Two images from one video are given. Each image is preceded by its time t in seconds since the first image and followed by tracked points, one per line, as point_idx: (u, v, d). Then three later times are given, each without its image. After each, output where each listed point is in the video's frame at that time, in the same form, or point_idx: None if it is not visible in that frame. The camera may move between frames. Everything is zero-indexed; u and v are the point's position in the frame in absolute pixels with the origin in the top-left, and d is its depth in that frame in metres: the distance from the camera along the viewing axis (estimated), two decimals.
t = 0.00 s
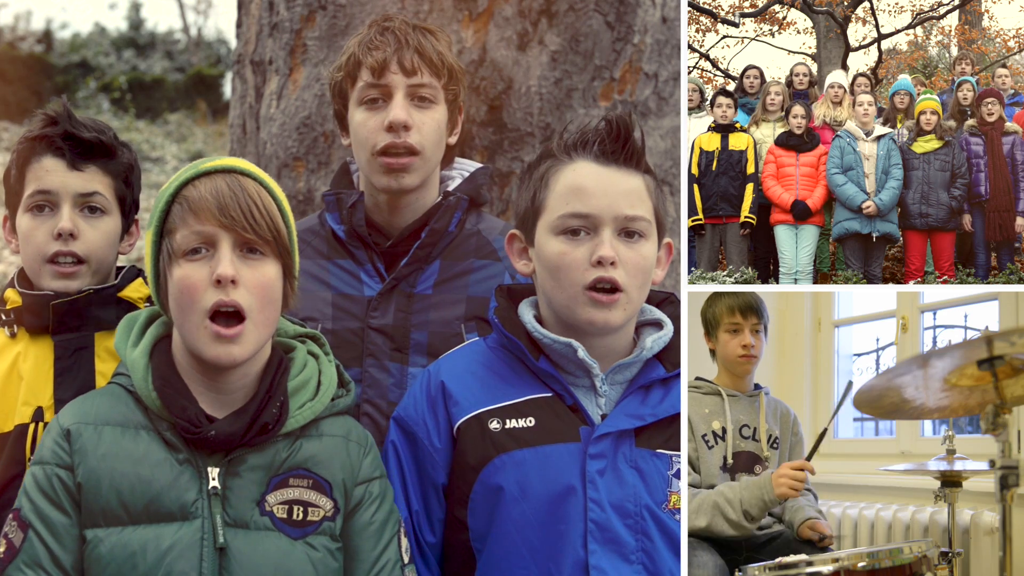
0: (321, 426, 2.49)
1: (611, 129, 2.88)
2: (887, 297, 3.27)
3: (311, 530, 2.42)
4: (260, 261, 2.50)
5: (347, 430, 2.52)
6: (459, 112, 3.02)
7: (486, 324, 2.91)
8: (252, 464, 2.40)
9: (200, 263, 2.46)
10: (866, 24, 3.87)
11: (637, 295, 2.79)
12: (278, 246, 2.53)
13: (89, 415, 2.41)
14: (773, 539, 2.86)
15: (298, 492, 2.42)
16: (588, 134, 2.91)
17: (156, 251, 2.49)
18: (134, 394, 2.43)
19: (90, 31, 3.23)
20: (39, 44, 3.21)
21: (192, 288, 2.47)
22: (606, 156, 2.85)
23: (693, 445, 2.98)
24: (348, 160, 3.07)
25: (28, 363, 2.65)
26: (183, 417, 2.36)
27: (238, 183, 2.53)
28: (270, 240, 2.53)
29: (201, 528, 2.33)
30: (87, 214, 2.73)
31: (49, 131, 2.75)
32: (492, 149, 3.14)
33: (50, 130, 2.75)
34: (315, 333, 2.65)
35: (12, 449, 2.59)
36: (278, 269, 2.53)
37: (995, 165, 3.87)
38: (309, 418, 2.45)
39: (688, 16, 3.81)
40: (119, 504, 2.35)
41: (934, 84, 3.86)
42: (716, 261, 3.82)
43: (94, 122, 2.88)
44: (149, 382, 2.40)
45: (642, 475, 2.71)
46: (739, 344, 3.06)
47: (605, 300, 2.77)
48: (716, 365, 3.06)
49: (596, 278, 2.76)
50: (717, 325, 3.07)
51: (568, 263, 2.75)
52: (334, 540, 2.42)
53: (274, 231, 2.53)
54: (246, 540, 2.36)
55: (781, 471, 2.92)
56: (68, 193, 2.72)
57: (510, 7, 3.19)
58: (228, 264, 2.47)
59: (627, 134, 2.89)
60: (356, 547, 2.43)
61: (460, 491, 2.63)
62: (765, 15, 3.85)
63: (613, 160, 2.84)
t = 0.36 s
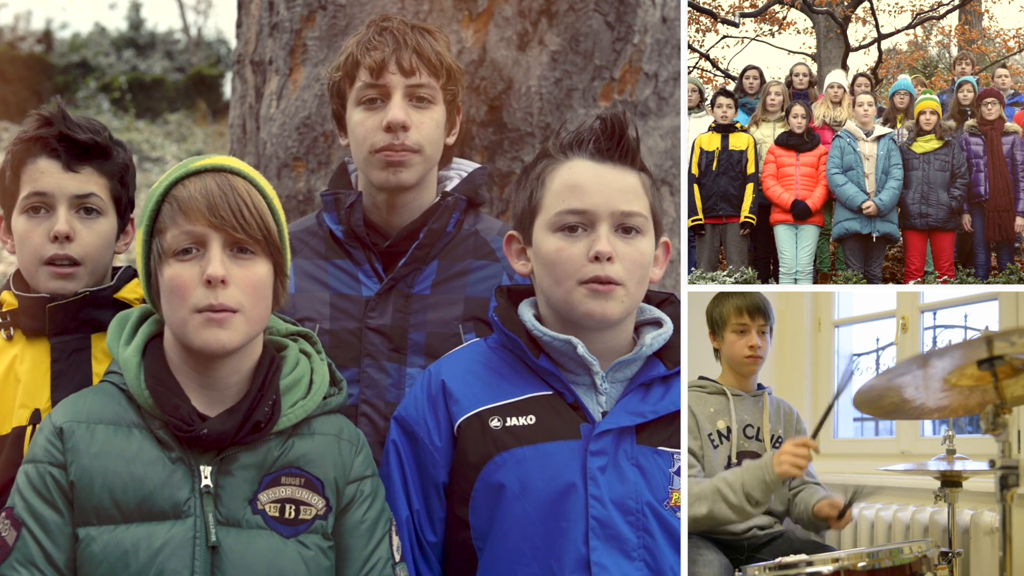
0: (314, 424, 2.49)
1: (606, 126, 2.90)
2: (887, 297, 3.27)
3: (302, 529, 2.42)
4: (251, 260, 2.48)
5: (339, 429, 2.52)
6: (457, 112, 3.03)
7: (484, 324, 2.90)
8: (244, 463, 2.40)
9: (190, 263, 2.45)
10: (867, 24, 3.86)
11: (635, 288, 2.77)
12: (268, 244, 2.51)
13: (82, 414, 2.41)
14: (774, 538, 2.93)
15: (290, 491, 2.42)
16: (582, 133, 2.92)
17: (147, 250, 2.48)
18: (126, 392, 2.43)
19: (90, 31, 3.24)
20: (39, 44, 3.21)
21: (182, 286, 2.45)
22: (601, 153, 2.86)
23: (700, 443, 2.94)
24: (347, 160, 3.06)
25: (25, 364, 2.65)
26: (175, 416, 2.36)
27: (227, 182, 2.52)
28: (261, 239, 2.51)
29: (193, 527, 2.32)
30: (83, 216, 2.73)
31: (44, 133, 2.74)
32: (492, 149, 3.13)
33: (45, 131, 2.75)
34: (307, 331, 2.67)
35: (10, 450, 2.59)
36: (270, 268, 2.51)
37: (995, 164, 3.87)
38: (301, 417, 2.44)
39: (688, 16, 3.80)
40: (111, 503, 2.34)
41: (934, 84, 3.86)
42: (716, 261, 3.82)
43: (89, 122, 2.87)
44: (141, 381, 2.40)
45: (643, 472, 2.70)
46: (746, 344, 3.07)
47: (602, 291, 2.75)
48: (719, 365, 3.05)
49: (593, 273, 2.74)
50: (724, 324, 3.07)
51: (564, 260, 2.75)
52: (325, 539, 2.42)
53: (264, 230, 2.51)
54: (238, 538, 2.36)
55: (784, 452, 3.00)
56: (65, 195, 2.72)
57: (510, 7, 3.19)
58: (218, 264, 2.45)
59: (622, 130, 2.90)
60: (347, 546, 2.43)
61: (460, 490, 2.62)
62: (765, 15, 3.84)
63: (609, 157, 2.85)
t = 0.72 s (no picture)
0: (310, 424, 2.48)
1: (607, 125, 2.90)
2: (887, 297, 3.28)
3: (301, 528, 2.42)
4: (245, 264, 2.48)
5: (336, 428, 2.51)
6: (453, 113, 3.03)
7: (482, 325, 2.90)
8: (242, 463, 2.39)
9: (184, 268, 2.44)
10: (867, 24, 3.89)
11: (637, 284, 2.76)
12: (263, 247, 2.51)
13: (79, 414, 2.40)
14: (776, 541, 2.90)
15: (288, 490, 2.41)
16: (585, 132, 2.92)
17: (142, 253, 2.48)
18: (124, 392, 2.43)
19: (90, 32, 3.42)
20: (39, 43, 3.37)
21: (176, 292, 2.44)
22: (604, 151, 2.86)
23: (703, 437, 2.98)
24: (344, 160, 3.07)
25: (20, 366, 2.65)
26: (173, 416, 2.35)
27: (220, 185, 2.51)
28: (255, 243, 2.51)
29: (190, 527, 2.32)
30: (75, 216, 2.74)
31: (36, 134, 2.74)
32: (492, 149, 3.17)
33: (36, 132, 2.74)
34: (305, 333, 2.67)
35: (6, 452, 2.59)
36: (264, 270, 2.51)
37: (995, 164, 3.87)
38: (298, 416, 2.44)
39: (688, 16, 3.84)
40: (109, 503, 2.34)
41: (934, 84, 3.87)
42: (716, 261, 3.83)
43: (82, 121, 2.85)
44: (139, 382, 2.39)
45: (644, 473, 2.70)
46: (749, 340, 3.07)
47: (604, 288, 2.74)
48: (723, 363, 3.07)
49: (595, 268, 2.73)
50: (726, 321, 3.08)
51: (567, 255, 2.74)
52: (323, 538, 2.42)
53: (259, 233, 2.51)
54: (236, 538, 2.36)
55: (783, 465, 2.78)
56: (56, 196, 2.72)
57: (510, 7, 3.19)
58: (212, 269, 2.44)
59: (625, 130, 2.90)
60: (345, 546, 2.43)
61: (462, 489, 2.63)
62: (765, 15, 3.87)
63: (611, 156, 2.85)
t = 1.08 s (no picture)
0: (312, 425, 2.48)
1: (612, 125, 2.90)
2: (887, 297, 3.28)
3: (303, 529, 2.41)
4: (245, 262, 2.47)
5: (338, 430, 2.51)
6: (456, 112, 3.03)
7: (483, 325, 2.91)
8: (244, 463, 2.40)
9: (185, 267, 2.44)
10: (866, 24, 3.89)
11: (640, 284, 2.76)
12: (264, 245, 2.51)
13: (81, 415, 2.40)
14: (775, 542, 2.91)
15: (290, 491, 2.41)
16: (589, 131, 2.92)
17: (143, 253, 2.48)
18: (125, 393, 2.43)
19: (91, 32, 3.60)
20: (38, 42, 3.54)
21: (178, 290, 2.44)
22: (607, 150, 2.87)
23: (701, 438, 2.98)
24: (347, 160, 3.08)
25: (15, 367, 2.65)
26: (175, 416, 2.36)
27: (221, 183, 2.51)
28: (256, 241, 2.50)
29: (193, 527, 2.32)
30: (70, 215, 2.73)
31: (31, 133, 2.73)
32: (492, 149, 3.17)
33: (31, 131, 2.74)
34: (306, 333, 2.66)
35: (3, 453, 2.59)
36: (265, 268, 2.50)
37: (995, 164, 3.86)
38: (301, 416, 2.44)
39: (688, 16, 3.83)
40: (112, 504, 2.33)
41: (934, 84, 3.88)
42: (716, 261, 3.82)
43: (78, 121, 2.86)
44: (141, 382, 2.39)
45: (647, 473, 2.69)
46: (746, 340, 3.07)
47: (607, 288, 2.73)
48: (721, 364, 3.07)
49: (599, 268, 2.73)
50: (725, 321, 3.09)
51: (570, 254, 2.74)
52: (326, 539, 2.41)
53: (259, 231, 2.51)
54: (239, 539, 2.35)
55: (782, 474, 2.81)
56: (52, 194, 2.72)
57: (510, 7, 3.19)
58: (213, 267, 2.44)
59: (628, 129, 2.90)
60: (348, 547, 2.43)
61: (464, 490, 2.63)
62: (765, 15, 3.86)
63: (614, 155, 2.86)
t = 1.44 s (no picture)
0: (316, 426, 2.48)
1: (612, 125, 2.91)
2: (887, 297, 3.28)
3: (308, 529, 2.40)
4: (251, 261, 2.47)
5: (342, 430, 2.51)
6: (460, 112, 3.02)
7: (487, 325, 2.91)
8: (248, 464, 2.39)
9: (191, 266, 2.44)
10: (867, 24, 3.92)
11: (642, 284, 2.76)
12: (269, 245, 2.51)
13: (85, 415, 2.39)
14: (776, 542, 2.90)
15: (295, 492, 2.41)
16: (590, 131, 2.93)
17: (147, 253, 2.48)
18: (129, 393, 2.42)
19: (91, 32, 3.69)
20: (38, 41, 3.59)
21: (184, 290, 2.44)
22: (608, 150, 2.87)
23: (702, 439, 2.98)
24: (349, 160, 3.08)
25: (12, 368, 2.65)
26: (180, 417, 2.35)
27: (227, 183, 2.51)
28: (262, 241, 2.50)
29: (198, 528, 2.32)
30: (69, 213, 2.73)
31: (30, 130, 2.74)
32: (492, 149, 3.17)
33: (30, 129, 2.74)
34: (309, 334, 2.67)
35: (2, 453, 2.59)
36: (271, 268, 2.50)
37: (995, 164, 3.86)
38: (306, 417, 2.45)
39: (688, 16, 3.84)
40: (116, 504, 2.33)
41: (934, 84, 3.89)
42: (716, 261, 3.82)
43: (78, 120, 2.86)
44: (145, 383, 2.39)
45: (649, 473, 2.70)
46: (747, 341, 3.07)
47: (609, 287, 2.73)
48: (721, 364, 3.07)
49: (601, 268, 2.73)
50: (725, 321, 3.08)
51: (572, 254, 2.74)
52: (330, 540, 2.41)
53: (265, 231, 2.51)
54: (243, 540, 2.35)
55: (788, 482, 2.77)
56: (50, 192, 2.72)
57: (510, 7, 3.20)
58: (219, 267, 2.43)
59: (629, 129, 2.91)
60: (352, 547, 2.43)
61: (466, 490, 2.63)
62: (765, 15, 3.87)
63: (616, 155, 2.86)
